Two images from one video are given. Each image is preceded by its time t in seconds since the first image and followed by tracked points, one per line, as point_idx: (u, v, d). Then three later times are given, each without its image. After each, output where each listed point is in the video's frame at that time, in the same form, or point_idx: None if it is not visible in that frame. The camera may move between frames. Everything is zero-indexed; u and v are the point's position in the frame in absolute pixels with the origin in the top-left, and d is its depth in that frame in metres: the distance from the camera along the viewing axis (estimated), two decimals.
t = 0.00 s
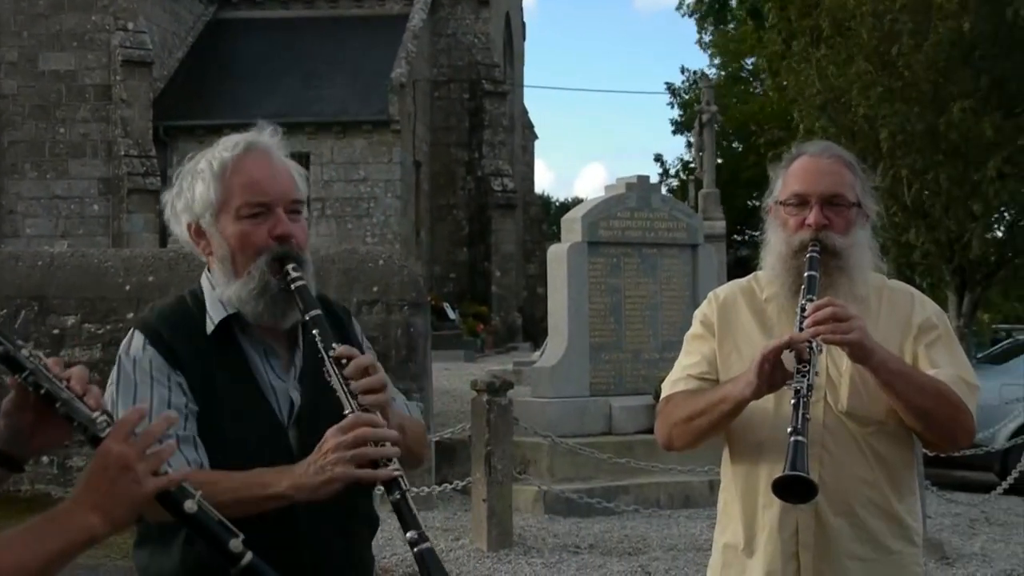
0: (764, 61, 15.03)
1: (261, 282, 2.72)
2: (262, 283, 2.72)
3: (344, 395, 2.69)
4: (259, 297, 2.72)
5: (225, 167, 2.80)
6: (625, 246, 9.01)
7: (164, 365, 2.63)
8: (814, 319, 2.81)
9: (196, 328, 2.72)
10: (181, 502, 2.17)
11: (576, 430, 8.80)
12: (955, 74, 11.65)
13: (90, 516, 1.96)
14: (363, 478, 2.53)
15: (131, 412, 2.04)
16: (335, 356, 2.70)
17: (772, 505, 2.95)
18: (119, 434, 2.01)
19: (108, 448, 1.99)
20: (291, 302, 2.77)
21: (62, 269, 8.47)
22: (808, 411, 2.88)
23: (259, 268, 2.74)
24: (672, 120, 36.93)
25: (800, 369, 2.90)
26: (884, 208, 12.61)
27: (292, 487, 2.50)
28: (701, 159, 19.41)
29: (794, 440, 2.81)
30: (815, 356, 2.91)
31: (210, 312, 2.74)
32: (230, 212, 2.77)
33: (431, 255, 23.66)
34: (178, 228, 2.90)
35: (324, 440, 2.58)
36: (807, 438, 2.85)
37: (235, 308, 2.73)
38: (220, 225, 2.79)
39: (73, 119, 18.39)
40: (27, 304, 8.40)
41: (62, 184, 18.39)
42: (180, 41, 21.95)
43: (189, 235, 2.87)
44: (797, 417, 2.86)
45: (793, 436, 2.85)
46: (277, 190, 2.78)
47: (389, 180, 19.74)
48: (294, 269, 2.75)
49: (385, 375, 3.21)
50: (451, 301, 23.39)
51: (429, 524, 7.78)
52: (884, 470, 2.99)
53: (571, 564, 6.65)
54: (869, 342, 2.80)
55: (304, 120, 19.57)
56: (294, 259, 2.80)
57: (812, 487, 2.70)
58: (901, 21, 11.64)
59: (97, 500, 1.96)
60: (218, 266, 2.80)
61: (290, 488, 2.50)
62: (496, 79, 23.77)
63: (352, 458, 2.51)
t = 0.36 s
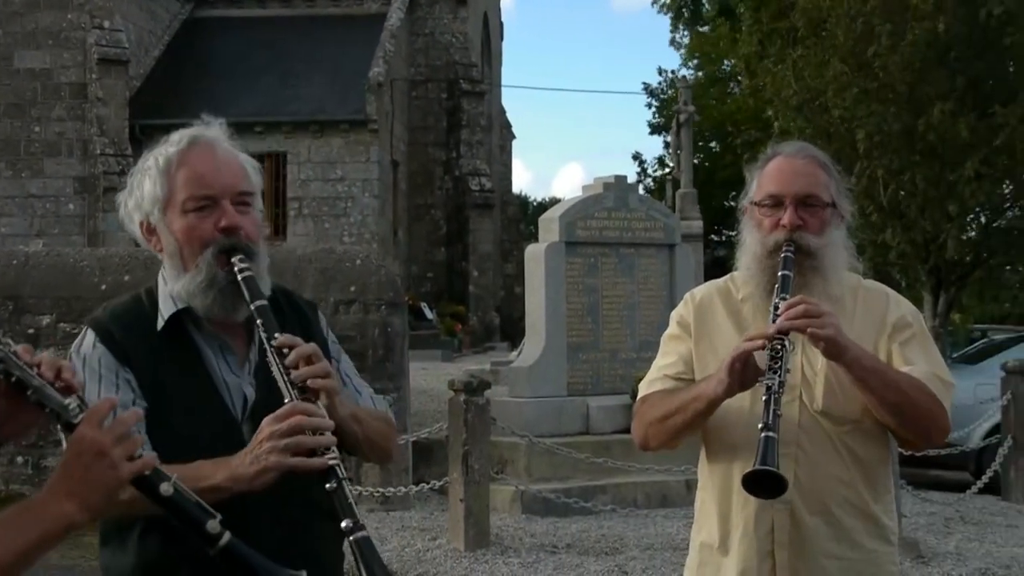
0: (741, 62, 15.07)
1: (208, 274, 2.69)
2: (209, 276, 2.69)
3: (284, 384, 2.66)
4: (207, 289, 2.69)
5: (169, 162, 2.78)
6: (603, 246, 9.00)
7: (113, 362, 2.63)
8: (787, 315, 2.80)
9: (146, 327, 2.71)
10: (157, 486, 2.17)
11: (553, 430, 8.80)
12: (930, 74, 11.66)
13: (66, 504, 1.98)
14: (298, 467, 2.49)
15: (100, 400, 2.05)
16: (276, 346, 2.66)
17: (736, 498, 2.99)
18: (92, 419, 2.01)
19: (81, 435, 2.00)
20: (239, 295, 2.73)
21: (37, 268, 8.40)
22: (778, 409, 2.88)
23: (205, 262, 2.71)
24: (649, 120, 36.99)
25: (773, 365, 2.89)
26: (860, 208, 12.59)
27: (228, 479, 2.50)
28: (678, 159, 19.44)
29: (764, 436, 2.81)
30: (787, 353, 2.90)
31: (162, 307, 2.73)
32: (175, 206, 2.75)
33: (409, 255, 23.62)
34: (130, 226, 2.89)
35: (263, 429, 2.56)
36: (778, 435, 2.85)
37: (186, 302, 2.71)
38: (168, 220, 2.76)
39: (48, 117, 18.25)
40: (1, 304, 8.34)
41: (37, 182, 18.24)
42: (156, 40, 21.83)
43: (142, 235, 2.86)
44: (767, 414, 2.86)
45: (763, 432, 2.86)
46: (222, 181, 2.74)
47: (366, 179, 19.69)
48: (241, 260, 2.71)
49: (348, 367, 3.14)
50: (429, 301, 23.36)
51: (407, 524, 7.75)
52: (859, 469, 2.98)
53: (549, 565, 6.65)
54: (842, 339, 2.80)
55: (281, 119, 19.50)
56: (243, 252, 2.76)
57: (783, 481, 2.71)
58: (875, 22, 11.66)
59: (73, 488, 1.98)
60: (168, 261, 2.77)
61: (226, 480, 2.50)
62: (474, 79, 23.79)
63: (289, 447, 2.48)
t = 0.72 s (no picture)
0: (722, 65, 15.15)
1: (183, 272, 2.69)
2: (184, 274, 2.69)
3: (254, 381, 2.65)
4: (182, 287, 2.69)
5: (149, 159, 2.77)
6: (584, 249, 9.02)
7: (84, 356, 2.61)
8: (757, 319, 2.82)
9: (118, 322, 2.70)
10: (128, 483, 2.16)
11: (534, 432, 8.79)
12: (910, 79, 11.70)
13: (37, 502, 2.07)
14: (265, 463, 2.48)
15: (70, 397, 2.13)
16: (248, 342, 2.65)
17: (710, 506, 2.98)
18: (62, 416, 2.10)
19: (51, 431, 2.08)
20: (213, 293, 2.74)
21: (16, 269, 8.35)
22: (743, 414, 2.88)
23: (181, 258, 2.71)
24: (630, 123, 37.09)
25: (741, 370, 2.90)
26: (839, 211, 12.63)
27: (196, 474, 2.49)
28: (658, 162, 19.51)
29: (728, 441, 2.82)
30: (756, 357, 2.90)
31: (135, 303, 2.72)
32: (153, 202, 2.74)
33: (389, 257, 23.62)
34: (108, 223, 2.88)
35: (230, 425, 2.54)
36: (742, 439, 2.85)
37: (159, 298, 2.70)
38: (145, 216, 2.76)
39: (27, 118, 18.14)
40: None
41: (16, 183, 18.14)
42: (136, 41, 21.75)
43: (119, 230, 2.86)
44: (733, 419, 2.87)
45: (728, 436, 2.86)
46: (201, 179, 2.74)
47: (347, 181, 19.65)
48: (217, 259, 2.71)
49: (322, 375, 3.12)
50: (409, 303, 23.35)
51: (387, 527, 7.73)
52: (835, 472, 2.98)
53: (530, 567, 6.64)
54: (813, 343, 2.80)
55: (262, 121, 19.45)
56: (219, 250, 2.76)
57: (742, 486, 2.71)
58: (857, 26, 11.72)
59: (44, 486, 2.08)
60: (144, 258, 2.77)
61: (191, 474, 2.49)
62: (456, 81, 23.82)
63: (255, 444, 2.46)
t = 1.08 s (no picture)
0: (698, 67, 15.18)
1: (169, 269, 2.65)
2: (170, 271, 2.65)
3: (236, 387, 2.63)
4: (165, 285, 2.64)
5: (146, 156, 2.73)
6: (558, 249, 9.00)
7: (63, 348, 2.57)
8: (720, 323, 2.81)
9: (98, 316, 2.66)
10: (86, 477, 2.20)
11: (507, 433, 8.77)
12: (883, 80, 11.76)
13: None
14: (241, 468, 2.44)
15: (26, 395, 2.22)
16: (232, 347, 2.63)
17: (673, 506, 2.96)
18: (17, 414, 2.19)
19: (8, 427, 2.17)
20: (199, 296, 2.69)
21: None
22: (705, 417, 2.87)
23: (169, 256, 2.66)
24: (605, 124, 37.13)
25: (704, 371, 2.89)
26: (813, 211, 12.66)
27: (170, 473, 2.45)
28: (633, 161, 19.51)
29: (688, 443, 2.81)
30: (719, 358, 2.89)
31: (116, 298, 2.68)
32: (145, 197, 2.70)
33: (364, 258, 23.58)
34: (96, 216, 2.83)
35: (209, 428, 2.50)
36: (702, 443, 2.85)
37: (143, 294, 2.66)
38: (135, 210, 2.71)
39: None
40: None
41: None
42: (109, 41, 21.61)
43: (107, 225, 2.80)
44: (695, 422, 2.86)
45: (689, 439, 2.85)
46: (196, 179, 2.71)
47: (321, 181, 19.56)
48: (205, 260, 2.67)
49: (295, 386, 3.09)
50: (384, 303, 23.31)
51: (361, 527, 7.69)
52: (805, 473, 2.97)
53: (503, 568, 6.61)
54: (777, 343, 2.79)
55: (236, 121, 19.34)
56: (208, 251, 2.72)
57: (697, 489, 2.71)
58: (829, 28, 11.79)
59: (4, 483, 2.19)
60: (130, 253, 2.71)
61: (166, 473, 2.45)
62: (430, 82, 23.76)
63: (233, 447, 2.43)
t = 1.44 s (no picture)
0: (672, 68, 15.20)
1: (150, 273, 2.61)
2: (152, 274, 2.61)
3: (214, 391, 2.59)
4: (146, 288, 2.61)
5: (133, 156, 2.69)
6: (532, 249, 8.99)
7: (41, 346, 2.54)
8: (693, 325, 2.80)
9: (78, 315, 2.62)
10: (49, 492, 2.19)
11: (481, 433, 8.75)
12: (855, 79, 11.81)
13: None
14: (218, 476, 2.41)
15: None
16: (212, 352, 2.60)
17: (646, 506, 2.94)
18: None
19: None
20: (178, 298, 2.66)
21: None
22: (679, 417, 2.86)
23: (152, 259, 2.62)
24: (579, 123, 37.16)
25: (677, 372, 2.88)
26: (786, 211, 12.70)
27: (147, 477, 2.41)
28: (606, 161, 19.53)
29: (661, 445, 2.80)
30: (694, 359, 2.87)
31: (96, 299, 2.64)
32: (128, 197, 2.66)
33: (337, 258, 23.56)
34: (78, 214, 2.78)
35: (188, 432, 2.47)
36: (676, 444, 2.83)
37: (122, 296, 2.62)
38: (118, 210, 2.67)
39: None
40: None
41: None
42: (81, 40, 21.46)
43: (88, 224, 2.76)
44: (668, 423, 2.86)
45: (663, 440, 2.84)
46: (181, 181, 2.67)
47: (294, 181, 19.46)
48: (186, 263, 2.63)
49: (270, 388, 3.06)
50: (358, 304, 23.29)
51: (335, 528, 7.65)
52: (779, 474, 2.97)
53: (477, 568, 6.58)
54: (750, 343, 2.79)
55: (208, 120, 19.22)
56: (189, 255, 2.68)
57: (671, 490, 2.69)
58: (804, 26, 11.86)
59: None
60: (111, 253, 2.67)
61: (142, 477, 2.42)
62: (403, 81, 23.76)
63: (210, 453, 2.39)
